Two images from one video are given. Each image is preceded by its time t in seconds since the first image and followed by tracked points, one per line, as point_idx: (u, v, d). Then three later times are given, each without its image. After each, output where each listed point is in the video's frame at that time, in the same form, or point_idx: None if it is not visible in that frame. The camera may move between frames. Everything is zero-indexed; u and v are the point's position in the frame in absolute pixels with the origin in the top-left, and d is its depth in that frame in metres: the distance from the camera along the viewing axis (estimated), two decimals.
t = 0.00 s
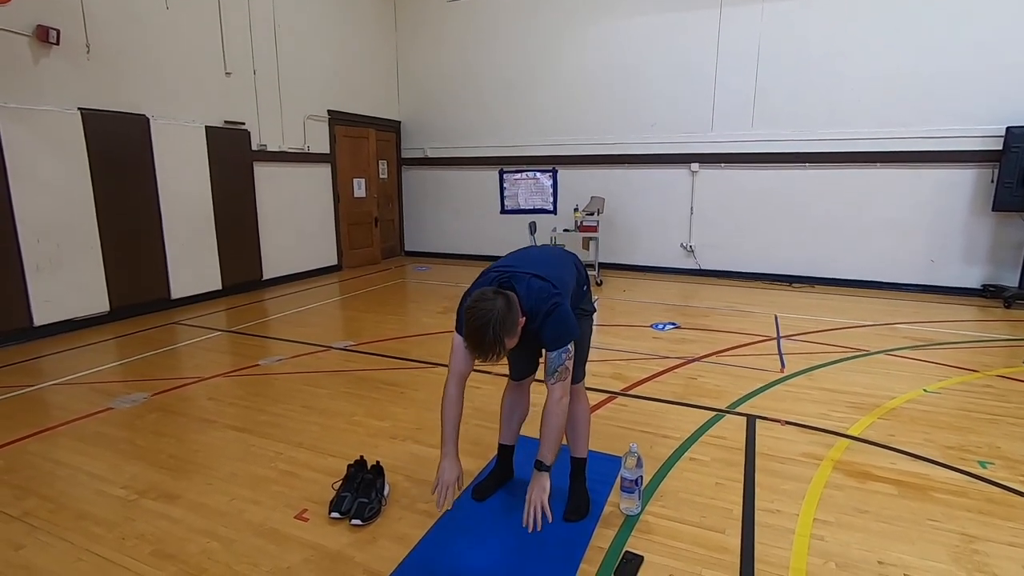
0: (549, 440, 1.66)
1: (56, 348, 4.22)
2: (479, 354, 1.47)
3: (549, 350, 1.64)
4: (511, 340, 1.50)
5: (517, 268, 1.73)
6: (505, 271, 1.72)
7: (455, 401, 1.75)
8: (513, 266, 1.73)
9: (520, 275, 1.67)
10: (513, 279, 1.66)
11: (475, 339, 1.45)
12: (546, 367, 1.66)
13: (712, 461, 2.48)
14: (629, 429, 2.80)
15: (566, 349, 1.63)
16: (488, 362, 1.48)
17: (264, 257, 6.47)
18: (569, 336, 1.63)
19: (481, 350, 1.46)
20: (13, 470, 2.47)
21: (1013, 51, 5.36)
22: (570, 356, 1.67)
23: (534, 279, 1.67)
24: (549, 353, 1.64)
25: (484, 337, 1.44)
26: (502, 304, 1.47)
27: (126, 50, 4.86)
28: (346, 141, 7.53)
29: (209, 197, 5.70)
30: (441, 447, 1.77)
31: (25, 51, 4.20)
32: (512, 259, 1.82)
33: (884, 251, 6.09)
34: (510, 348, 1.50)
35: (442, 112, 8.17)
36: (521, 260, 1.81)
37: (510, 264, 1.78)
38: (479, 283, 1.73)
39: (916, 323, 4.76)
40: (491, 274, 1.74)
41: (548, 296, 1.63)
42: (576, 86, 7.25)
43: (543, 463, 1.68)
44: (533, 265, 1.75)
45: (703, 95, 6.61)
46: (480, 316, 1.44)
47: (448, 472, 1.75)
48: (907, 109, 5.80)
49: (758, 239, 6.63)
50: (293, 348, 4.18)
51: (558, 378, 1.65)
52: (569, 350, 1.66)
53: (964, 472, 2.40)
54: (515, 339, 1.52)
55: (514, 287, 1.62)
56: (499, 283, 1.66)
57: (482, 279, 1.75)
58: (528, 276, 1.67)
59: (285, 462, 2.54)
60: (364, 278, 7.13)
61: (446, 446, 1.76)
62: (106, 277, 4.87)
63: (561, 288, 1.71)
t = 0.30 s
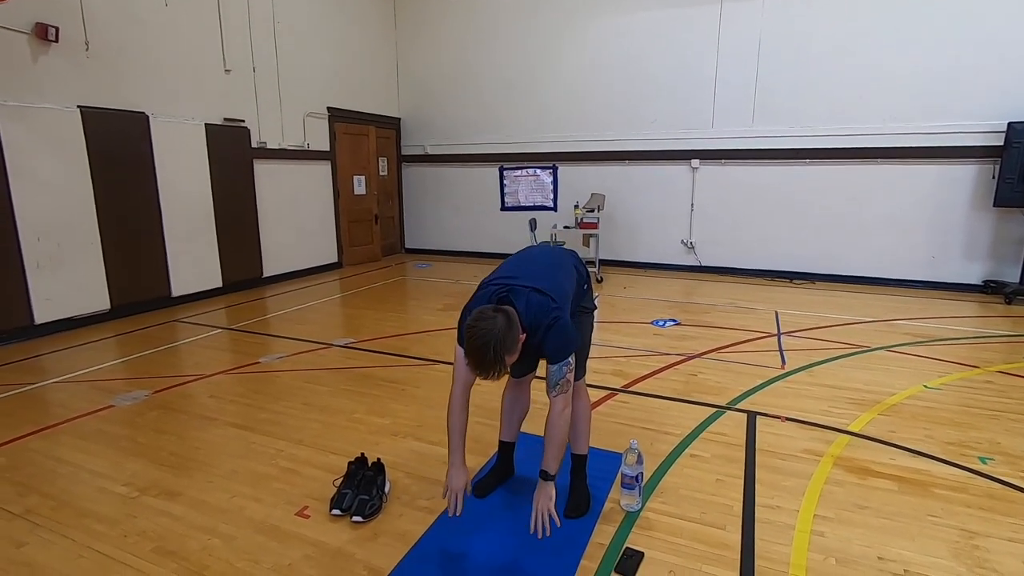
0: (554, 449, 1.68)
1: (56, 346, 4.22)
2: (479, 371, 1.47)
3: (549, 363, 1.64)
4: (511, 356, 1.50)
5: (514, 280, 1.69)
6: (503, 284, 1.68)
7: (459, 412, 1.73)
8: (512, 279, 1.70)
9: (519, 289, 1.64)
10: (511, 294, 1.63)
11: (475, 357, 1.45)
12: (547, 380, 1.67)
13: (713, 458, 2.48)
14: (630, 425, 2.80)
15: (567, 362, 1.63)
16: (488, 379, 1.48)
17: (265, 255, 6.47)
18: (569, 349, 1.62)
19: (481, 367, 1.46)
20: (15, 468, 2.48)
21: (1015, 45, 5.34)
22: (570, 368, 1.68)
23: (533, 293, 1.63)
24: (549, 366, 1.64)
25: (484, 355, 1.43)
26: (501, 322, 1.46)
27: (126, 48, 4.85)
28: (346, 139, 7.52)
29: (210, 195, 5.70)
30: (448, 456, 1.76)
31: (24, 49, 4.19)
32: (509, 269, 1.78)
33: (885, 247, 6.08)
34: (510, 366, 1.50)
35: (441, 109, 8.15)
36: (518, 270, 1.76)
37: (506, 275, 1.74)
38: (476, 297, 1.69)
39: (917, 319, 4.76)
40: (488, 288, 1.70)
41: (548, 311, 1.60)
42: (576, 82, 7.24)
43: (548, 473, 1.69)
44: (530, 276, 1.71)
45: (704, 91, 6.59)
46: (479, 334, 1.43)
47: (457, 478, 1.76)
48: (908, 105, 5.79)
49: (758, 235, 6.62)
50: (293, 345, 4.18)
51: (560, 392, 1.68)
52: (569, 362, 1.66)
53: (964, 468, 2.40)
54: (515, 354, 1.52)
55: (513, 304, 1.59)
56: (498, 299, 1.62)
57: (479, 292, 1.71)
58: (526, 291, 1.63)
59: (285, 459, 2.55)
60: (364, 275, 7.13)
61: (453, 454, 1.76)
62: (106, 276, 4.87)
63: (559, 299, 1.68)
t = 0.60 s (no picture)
0: (556, 453, 1.68)
1: (56, 342, 4.22)
2: (480, 380, 1.47)
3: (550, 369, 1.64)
4: (511, 365, 1.50)
5: (513, 288, 1.69)
6: (501, 293, 1.68)
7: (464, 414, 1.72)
8: (510, 287, 1.69)
9: (518, 297, 1.64)
10: (511, 303, 1.62)
11: (476, 367, 1.45)
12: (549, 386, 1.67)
13: (713, 455, 2.48)
14: (630, 422, 2.80)
15: (568, 368, 1.64)
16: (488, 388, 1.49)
17: (265, 251, 6.47)
18: (570, 355, 1.63)
19: (482, 377, 1.46)
20: (15, 464, 2.48)
21: (1017, 42, 5.32)
22: (572, 374, 1.68)
23: (532, 300, 1.63)
24: (551, 372, 1.64)
25: (485, 366, 1.44)
26: (502, 332, 1.46)
27: (126, 43, 4.84)
28: (347, 135, 7.51)
29: (210, 192, 5.70)
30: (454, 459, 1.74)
31: (24, 45, 4.18)
32: (506, 276, 1.77)
33: (886, 244, 6.07)
34: (511, 374, 1.51)
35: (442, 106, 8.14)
36: (516, 277, 1.75)
37: (504, 283, 1.73)
38: (474, 306, 1.69)
39: (917, 317, 4.76)
40: (486, 297, 1.70)
41: (547, 319, 1.60)
42: (576, 79, 7.22)
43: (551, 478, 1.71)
44: (528, 283, 1.71)
45: (705, 88, 6.57)
46: (478, 345, 1.43)
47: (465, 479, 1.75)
48: (909, 103, 5.77)
49: (759, 233, 6.61)
50: (293, 342, 4.18)
51: (561, 397, 1.67)
52: (569, 368, 1.66)
53: (965, 465, 2.40)
54: (516, 363, 1.52)
55: (512, 314, 1.59)
56: (497, 309, 1.62)
57: (478, 301, 1.71)
58: (525, 298, 1.63)
59: (286, 456, 2.55)
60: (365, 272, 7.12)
61: (459, 457, 1.74)
62: (106, 272, 4.87)
63: (558, 305, 1.68)
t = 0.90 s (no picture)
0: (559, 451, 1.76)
1: (55, 335, 4.21)
2: (481, 385, 1.50)
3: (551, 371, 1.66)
4: (512, 369, 1.52)
5: (513, 290, 1.68)
6: (501, 296, 1.67)
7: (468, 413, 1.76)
8: (510, 290, 1.69)
9: (518, 300, 1.63)
10: (511, 306, 1.62)
11: (477, 372, 1.48)
12: (550, 386, 1.69)
13: (712, 451, 2.49)
14: (628, 419, 2.81)
15: (568, 370, 1.65)
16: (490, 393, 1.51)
17: (265, 246, 6.46)
18: (570, 358, 1.64)
19: (483, 382, 1.49)
20: (14, 456, 2.48)
21: (1019, 41, 5.31)
22: (573, 375, 1.69)
23: (531, 304, 1.63)
24: (553, 374, 1.66)
25: (485, 371, 1.46)
26: (501, 337, 1.48)
27: (125, 36, 4.82)
28: (347, 130, 7.49)
29: (209, 187, 5.68)
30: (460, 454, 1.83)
31: (22, 37, 4.16)
32: (505, 278, 1.77)
33: (885, 243, 6.07)
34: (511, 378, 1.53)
35: (442, 101, 8.11)
36: (515, 279, 1.75)
37: (504, 285, 1.73)
38: (474, 310, 1.69)
39: (916, 316, 4.76)
40: (486, 300, 1.70)
41: (547, 322, 1.60)
42: (577, 75, 7.20)
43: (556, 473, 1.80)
44: (527, 285, 1.70)
45: (706, 85, 6.55)
46: (480, 351, 1.45)
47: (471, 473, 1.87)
48: (910, 101, 5.76)
49: (759, 231, 6.61)
50: (293, 336, 4.18)
51: (562, 398, 1.69)
52: (570, 369, 1.67)
53: (963, 463, 2.40)
54: (516, 367, 1.55)
55: (511, 318, 1.59)
56: (497, 313, 1.62)
57: (477, 304, 1.71)
58: (524, 302, 1.63)
59: (284, 450, 2.55)
60: (364, 267, 7.12)
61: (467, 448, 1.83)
62: (105, 265, 4.86)
63: (558, 307, 1.68)
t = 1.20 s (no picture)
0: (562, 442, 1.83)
1: (51, 329, 4.20)
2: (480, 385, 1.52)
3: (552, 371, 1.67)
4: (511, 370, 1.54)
5: (511, 290, 1.69)
6: (500, 296, 1.68)
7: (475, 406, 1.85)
8: (509, 289, 1.69)
9: (517, 300, 1.64)
10: (509, 306, 1.62)
11: (475, 373, 1.49)
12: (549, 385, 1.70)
13: (708, 448, 2.49)
14: (625, 415, 2.81)
15: (567, 369, 1.66)
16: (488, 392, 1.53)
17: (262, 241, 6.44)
18: (570, 358, 1.64)
19: (481, 382, 1.51)
20: (10, 450, 2.47)
21: (1019, 41, 5.31)
22: (572, 373, 1.70)
23: (530, 304, 1.63)
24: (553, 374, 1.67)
25: (484, 371, 1.47)
26: (500, 337, 1.49)
27: (122, 28, 4.79)
28: (345, 125, 7.47)
29: (208, 181, 5.67)
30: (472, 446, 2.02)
31: (19, 28, 4.13)
32: (503, 277, 1.76)
33: (883, 241, 6.08)
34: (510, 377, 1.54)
35: (442, 96, 8.09)
36: (513, 278, 1.74)
37: (503, 284, 1.73)
38: (473, 309, 1.69)
39: (913, 314, 4.77)
40: (484, 300, 1.69)
41: (546, 323, 1.60)
42: (576, 71, 7.18)
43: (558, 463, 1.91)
44: (525, 285, 1.70)
45: (706, 82, 6.54)
46: (479, 353, 1.46)
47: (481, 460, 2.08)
48: (909, 100, 5.76)
49: (757, 228, 6.61)
50: (290, 331, 4.17)
51: (561, 396, 1.70)
52: (569, 368, 1.68)
53: (958, 461, 2.41)
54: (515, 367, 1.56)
55: (510, 318, 1.59)
56: (495, 312, 1.62)
57: (476, 304, 1.71)
58: (523, 303, 1.62)
59: (282, 444, 2.55)
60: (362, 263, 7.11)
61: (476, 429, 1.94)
62: (102, 259, 4.85)
63: (557, 307, 1.68)
